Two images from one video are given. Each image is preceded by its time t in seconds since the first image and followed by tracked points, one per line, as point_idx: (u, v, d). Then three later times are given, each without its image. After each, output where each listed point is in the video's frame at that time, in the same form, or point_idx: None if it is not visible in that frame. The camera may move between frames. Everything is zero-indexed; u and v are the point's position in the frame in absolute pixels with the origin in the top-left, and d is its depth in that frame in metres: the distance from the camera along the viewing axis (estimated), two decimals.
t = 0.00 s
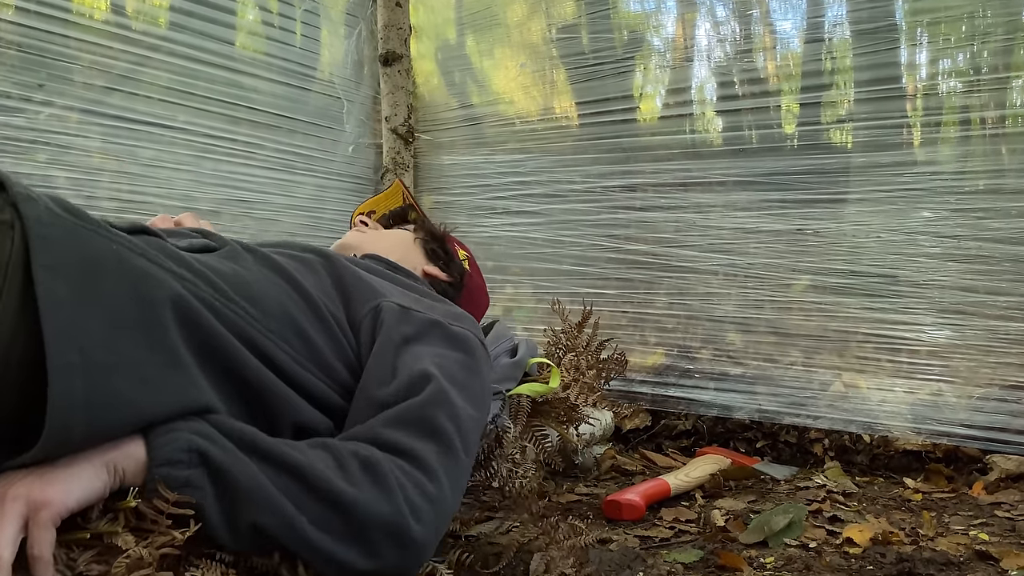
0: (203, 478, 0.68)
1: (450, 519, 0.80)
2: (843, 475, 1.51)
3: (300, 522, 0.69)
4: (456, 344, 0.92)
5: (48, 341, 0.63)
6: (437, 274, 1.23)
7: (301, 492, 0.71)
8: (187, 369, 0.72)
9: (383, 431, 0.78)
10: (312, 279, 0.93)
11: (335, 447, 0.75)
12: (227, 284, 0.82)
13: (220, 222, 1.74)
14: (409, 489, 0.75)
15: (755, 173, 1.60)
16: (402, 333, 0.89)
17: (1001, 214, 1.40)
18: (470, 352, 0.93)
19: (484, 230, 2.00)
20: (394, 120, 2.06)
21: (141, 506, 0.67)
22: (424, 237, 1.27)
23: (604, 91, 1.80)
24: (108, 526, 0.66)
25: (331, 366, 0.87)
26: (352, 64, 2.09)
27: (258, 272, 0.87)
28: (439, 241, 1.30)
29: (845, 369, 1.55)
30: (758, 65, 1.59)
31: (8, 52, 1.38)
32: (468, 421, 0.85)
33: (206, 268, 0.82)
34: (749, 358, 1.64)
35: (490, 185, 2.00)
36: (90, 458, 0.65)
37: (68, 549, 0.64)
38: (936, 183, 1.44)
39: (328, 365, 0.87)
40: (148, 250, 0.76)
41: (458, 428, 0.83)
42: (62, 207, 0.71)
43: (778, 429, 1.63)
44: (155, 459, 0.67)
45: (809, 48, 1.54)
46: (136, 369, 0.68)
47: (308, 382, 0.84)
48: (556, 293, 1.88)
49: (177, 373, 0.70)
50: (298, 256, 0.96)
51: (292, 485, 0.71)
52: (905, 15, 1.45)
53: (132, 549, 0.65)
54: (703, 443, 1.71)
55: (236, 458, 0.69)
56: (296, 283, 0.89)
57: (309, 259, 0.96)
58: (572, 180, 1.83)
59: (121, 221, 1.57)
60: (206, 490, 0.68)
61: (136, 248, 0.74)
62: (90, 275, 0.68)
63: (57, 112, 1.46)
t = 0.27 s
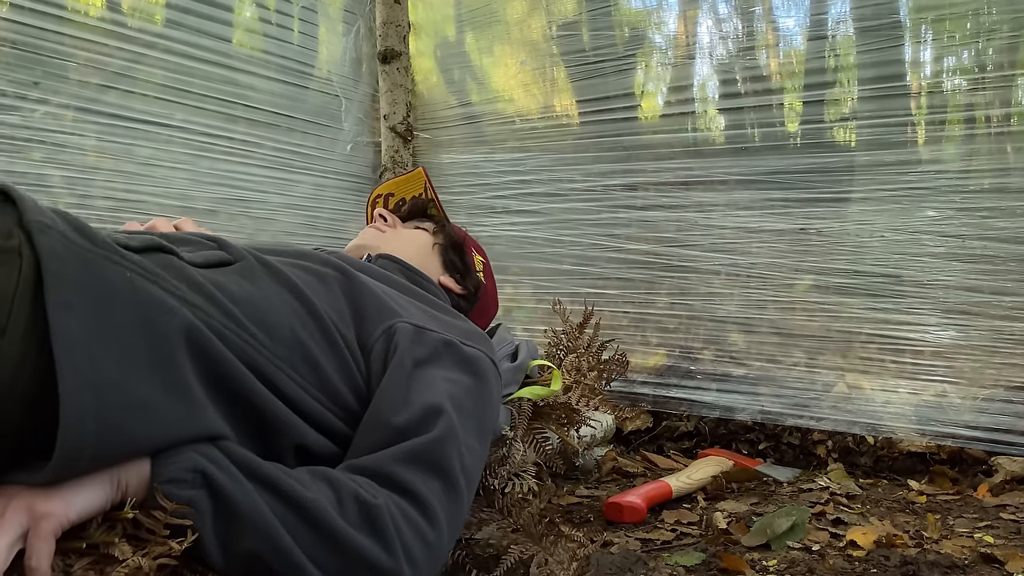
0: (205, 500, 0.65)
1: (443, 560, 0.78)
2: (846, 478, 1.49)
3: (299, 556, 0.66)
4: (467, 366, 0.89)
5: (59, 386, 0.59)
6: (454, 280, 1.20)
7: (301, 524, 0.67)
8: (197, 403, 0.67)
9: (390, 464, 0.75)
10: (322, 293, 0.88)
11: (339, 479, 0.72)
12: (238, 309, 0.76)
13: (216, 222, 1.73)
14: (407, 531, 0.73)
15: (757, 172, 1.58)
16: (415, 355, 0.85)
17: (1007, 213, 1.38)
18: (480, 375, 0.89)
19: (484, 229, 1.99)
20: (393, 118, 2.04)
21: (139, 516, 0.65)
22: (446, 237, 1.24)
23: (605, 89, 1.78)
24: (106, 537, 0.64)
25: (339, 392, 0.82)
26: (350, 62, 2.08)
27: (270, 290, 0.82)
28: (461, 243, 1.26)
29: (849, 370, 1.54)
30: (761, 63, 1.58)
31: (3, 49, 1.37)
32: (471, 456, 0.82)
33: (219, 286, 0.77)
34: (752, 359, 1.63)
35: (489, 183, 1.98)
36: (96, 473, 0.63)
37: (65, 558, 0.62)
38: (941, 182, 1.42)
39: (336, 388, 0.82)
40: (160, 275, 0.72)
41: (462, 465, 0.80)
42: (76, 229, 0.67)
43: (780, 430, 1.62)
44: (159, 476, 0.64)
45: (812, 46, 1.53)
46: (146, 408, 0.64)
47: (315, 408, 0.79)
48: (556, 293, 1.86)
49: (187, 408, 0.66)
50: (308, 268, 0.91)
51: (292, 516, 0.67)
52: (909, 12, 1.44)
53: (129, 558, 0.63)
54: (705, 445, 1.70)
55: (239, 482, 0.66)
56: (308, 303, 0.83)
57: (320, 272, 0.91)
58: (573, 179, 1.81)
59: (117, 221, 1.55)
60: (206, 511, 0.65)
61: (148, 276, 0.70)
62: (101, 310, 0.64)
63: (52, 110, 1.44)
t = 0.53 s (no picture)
0: (202, 505, 0.65)
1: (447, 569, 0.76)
2: (849, 480, 1.48)
3: (298, 560, 0.65)
4: (477, 372, 0.85)
5: (54, 448, 0.58)
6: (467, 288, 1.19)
7: (299, 528, 0.66)
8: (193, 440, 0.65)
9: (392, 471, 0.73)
10: (325, 303, 0.83)
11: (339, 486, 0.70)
12: (238, 336, 0.73)
13: (213, 221, 1.71)
14: (409, 541, 0.71)
15: (760, 171, 1.57)
16: (422, 363, 0.81)
17: (1012, 212, 1.37)
18: (489, 379, 0.86)
19: (484, 228, 1.97)
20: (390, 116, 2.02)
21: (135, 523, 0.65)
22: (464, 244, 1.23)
23: (606, 87, 1.77)
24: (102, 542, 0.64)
25: (340, 415, 0.79)
26: (348, 59, 2.06)
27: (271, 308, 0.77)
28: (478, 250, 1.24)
29: (852, 371, 1.52)
30: (763, 61, 1.56)
31: None
32: (478, 463, 0.80)
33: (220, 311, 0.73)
34: (754, 359, 1.61)
35: (489, 182, 1.96)
36: (98, 478, 0.64)
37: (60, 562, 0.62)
38: (945, 180, 1.41)
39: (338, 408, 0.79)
40: (159, 314, 0.68)
41: (469, 474, 0.78)
42: (73, 270, 0.64)
43: (783, 432, 1.60)
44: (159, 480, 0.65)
45: (816, 43, 1.51)
46: (139, 454, 0.62)
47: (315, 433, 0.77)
48: (557, 294, 1.85)
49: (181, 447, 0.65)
50: (311, 275, 0.85)
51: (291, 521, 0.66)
52: (913, 9, 1.42)
53: (124, 562, 0.63)
54: (707, 447, 1.68)
55: (237, 487, 0.66)
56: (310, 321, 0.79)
57: (325, 279, 0.86)
58: (573, 178, 1.80)
59: (113, 221, 1.54)
60: (202, 514, 0.65)
61: (147, 319, 0.66)
62: (97, 366, 0.61)
63: (47, 108, 1.43)
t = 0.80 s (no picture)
0: (201, 509, 0.59)
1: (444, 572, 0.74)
2: (853, 482, 1.46)
3: (297, 565, 0.61)
4: (469, 367, 0.82)
5: None
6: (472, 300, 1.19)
7: (299, 531, 0.63)
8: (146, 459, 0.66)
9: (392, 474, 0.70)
10: (308, 307, 0.79)
11: (339, 489, 0.67)
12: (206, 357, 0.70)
13: (210, 220, 1.70)
14: (409, 544, 0.68)
15: (762, 169, 1.55)
16: (410, 361, 0.77)
17: (1017, 211, 1.35)
18: (481, 376, 0.83)
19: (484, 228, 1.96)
20: (389, 113, 1.99)
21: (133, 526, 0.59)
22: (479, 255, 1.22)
23: (607, 85, 1.75)
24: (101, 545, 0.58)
25: (324, 424, 0.77)
26: (347, 57, 2.05)
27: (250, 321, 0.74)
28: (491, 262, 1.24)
29: (856, 372, 1.51)
30: (766, 58, 1.55)
31: None
32: (472, 464, 0.77)
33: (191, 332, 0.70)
34: (756, 360, 1.60)
35: (489, 181, 1.95)
36: (92, 477, 0.58)
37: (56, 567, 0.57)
38: (950, 179, 1.40)
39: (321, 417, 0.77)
40: (122, 347, 0.65)
41: (463, 477, 0.75)
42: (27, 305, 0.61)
43: (786, 433, 1.59)
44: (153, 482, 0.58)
45: (819, 40, 1.49)
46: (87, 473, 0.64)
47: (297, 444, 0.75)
48: (558, 294, 1.83)
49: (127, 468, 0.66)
50: (295, 275, 0.82)
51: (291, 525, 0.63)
52: (917, 6, 1.41)
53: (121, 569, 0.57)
54: (709, 448, 1.67)
55: (237, 490, 0.61)
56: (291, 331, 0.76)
57: (310, 278, 0.82)
58: (574, 177, 1.78)
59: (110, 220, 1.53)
60: (200, 518, 0.59)
61: (108, 356, 0.64)
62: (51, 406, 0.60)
63: (43, 106, 1.41)
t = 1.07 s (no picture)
0: (196, 513, 0.57)
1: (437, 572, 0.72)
2: (857, 484, 1.45)
3: (292, 565, 0.60)
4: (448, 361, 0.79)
5: None
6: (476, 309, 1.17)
7: (295, 534, 0.61)
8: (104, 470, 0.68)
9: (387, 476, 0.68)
10: (276, 308, 0.78)
11: (333, 491, 0.65)
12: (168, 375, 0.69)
13: (207, 220, 1.69)
14: (406, 545, 0.67)
15: (764, 168, 1.54)
16: (386, 355, 0.74)
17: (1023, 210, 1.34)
18: (462, 368, 0.81)
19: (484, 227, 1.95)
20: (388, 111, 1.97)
21: (130, 528, 0.56)
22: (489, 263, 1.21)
23: (608, 83, 1.74)
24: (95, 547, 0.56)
25: (294, 427, 0.76)
26: (345, 55, 2.04)
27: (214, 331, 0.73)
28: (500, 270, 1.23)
29: (860, 373, 1.49)
30: (769, 56, 1.54)
31: None
32: (457, 461, 0.74)
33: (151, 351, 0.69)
34: (759, 361, 1.58)
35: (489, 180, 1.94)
36: (87, 477, 0.55)
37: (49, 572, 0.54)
38: (955, 178, 1.38)
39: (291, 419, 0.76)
40: (78, 376, 0.64)
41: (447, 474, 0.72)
42: None
43: (789, 434, 1.57)
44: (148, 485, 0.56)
45: (822, 38, 1.48)
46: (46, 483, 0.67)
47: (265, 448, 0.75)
48: (558, 294, 1.82)
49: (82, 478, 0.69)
50: (262, 274, 0.79)
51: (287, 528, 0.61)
52: (922, 3, 1.39)
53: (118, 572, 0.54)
54: (711, 450, 1.65)
55: (231, 492, 0.59)
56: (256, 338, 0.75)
57: (279, 276, 0.80)
58: (574, 176, 1.77)
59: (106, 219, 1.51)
60: (194, 522, 0.57)
61: (64, 387, 0.63)
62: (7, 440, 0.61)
63: (38, 104, 1.40)
